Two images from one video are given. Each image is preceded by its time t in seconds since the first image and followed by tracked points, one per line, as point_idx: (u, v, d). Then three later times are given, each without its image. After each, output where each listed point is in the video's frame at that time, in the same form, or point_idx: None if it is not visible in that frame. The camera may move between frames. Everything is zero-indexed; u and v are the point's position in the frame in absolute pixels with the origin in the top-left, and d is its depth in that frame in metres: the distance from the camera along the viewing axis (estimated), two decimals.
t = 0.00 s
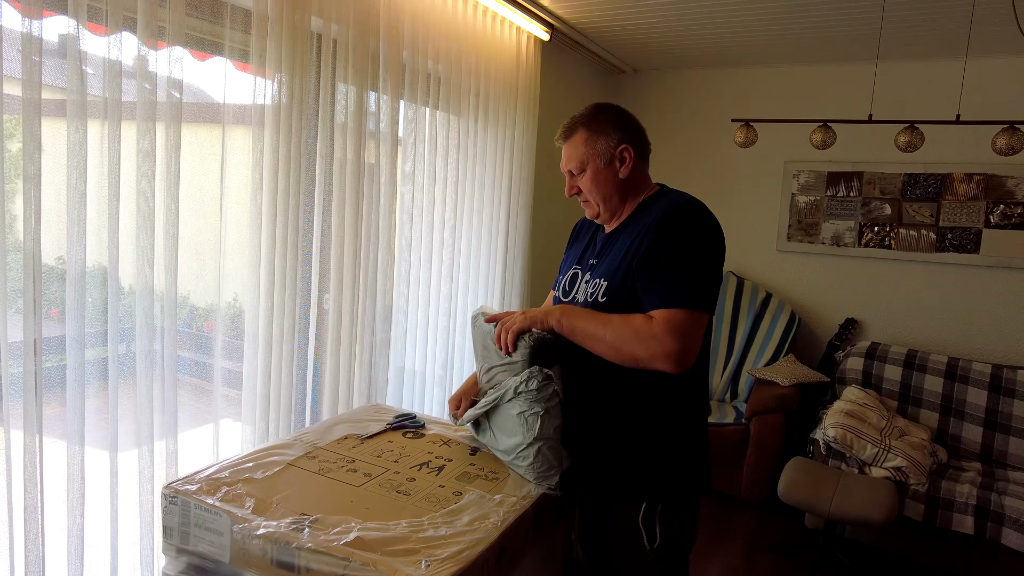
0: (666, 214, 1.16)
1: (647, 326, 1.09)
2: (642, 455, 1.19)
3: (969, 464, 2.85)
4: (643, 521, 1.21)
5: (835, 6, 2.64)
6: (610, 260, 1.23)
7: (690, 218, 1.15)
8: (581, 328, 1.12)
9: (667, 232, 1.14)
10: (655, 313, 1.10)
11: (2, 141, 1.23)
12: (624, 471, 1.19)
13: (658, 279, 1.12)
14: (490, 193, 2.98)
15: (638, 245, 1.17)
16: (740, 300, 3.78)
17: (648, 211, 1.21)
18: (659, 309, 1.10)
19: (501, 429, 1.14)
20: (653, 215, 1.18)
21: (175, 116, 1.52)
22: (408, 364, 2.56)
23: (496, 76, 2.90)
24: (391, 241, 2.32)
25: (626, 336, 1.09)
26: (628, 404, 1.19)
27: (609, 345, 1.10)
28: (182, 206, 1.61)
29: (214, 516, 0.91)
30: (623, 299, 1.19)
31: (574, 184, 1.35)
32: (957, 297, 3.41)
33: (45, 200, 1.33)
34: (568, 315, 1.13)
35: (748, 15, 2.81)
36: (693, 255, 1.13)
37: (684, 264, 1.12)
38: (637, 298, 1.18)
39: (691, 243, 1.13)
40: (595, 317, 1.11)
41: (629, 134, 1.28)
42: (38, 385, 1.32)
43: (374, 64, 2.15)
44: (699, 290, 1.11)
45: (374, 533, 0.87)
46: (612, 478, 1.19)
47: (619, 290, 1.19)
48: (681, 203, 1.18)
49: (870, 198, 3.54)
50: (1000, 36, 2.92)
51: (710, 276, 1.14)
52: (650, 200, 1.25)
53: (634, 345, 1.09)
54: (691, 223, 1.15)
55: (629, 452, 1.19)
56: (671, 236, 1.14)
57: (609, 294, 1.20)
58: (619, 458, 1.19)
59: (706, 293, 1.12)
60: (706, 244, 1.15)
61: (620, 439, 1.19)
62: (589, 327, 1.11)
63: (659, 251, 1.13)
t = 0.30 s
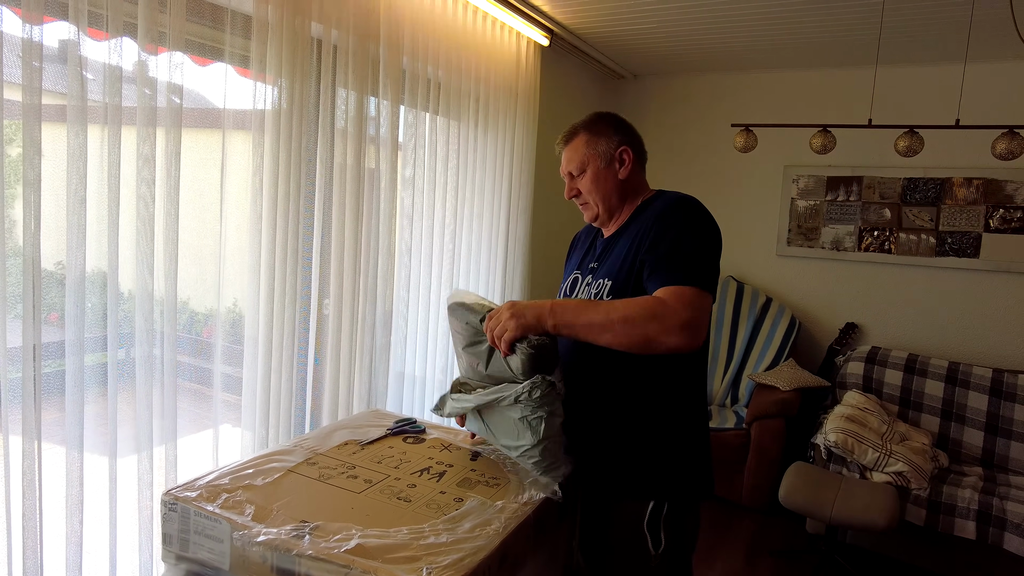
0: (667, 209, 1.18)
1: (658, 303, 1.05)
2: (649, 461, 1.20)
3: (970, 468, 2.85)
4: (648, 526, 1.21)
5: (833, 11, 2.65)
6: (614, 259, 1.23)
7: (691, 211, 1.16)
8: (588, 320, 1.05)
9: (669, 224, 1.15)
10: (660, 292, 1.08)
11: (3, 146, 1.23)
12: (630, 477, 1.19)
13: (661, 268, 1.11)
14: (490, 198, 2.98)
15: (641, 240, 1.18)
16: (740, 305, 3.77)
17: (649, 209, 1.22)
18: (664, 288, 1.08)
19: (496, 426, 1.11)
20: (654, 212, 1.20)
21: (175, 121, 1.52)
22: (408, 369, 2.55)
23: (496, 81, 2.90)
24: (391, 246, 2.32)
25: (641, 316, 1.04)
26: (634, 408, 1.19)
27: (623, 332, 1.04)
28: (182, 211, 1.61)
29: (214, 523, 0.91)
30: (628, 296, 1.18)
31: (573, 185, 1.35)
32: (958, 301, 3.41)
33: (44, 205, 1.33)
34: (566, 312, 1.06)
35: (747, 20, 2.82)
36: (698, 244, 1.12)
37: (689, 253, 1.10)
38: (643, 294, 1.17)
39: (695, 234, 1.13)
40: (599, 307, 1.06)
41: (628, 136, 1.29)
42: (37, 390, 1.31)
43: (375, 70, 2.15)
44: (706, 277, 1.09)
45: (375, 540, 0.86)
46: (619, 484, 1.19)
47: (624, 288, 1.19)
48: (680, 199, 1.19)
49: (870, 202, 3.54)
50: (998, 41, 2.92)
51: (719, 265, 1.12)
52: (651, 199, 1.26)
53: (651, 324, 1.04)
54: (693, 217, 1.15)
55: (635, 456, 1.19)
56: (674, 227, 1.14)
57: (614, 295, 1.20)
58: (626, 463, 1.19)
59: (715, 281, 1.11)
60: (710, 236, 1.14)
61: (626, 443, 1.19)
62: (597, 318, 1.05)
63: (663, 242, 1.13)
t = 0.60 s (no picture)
0: (672, 212, 1.17)
1: (689, 314, 1.04)
2: (650, 465, 1.19)
3: (971, 472, 2.84)
4: (650, 531, 1.20)
5: (832, 14, 2.65)
6: (617, 262, 1.23)
7: (695, 215, 1.15)
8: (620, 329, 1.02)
9: (675, 228, 1.14)
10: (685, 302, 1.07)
11: (3, 150, 1.24)
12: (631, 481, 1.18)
13: (670, 274, 1.11)
14: (490, 201, 2.98)
15: (646, 244, 1.18)
16: (739, 308, 3.77)
17: (653, 212, 1.22)
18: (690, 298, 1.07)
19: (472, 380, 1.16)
20: (658, 215, 1.20)
21: (175, 125, 1.52)
22: (408, 373, 2.55)
23: (495, 85, 2.91)
24: (391, 250, 2.32)
25: (673, 328, 1.02)
26: (638, 412, 1.19)
27: (657, 345, 1.02)
28: (183, 215, 1.61)
29: (214, 527, 0.90)
30: (632, 300, 1.18)
31: (575, 184, 1.35)
32: (958, 304, 3.41)
33: (44, 211, 1.33)
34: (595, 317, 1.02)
35: (747, 24, 2.83)
36: (704, 248, 1.11)
37: (695, 257, 1.10)
38: (647, 298, 1.17)
39: (700, 238, 1.12)
40: (632, 316, 1.02)
41: (632, 138, 1.31)
42: (36, 395, 1.31)
43: (374, 74, 2.16)
44: (711, 282, 1.08)
45: (376, 544, 0.86)
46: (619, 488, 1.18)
47: (627, 291, 1.19)
48: (684, 202, 1.19)
49: (869, 205, 3.55)
50: (997, 44, 2.93)
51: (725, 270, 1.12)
52: (653, 200, 1.26)
53: (684, 336, 1.03)
54: (698, 220, 1.14)
55: (636, 460, 1.18)
56: (679, 231, 1.13)
57: (615, 297, 1.20)
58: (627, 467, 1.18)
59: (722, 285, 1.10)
60: (715, 239, 1.13)
61: (628, 447, 1.18)
62: (631, 327, 1.02)
63: (670, 246, 1.13)
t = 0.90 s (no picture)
0: (682, 221, 1.18)
1: (702, 346, 1.09)
2: (653, 468, 1.19)
3: (971, 475, 2.84)
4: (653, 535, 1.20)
5: (830, 18, 2.66)
6: (625, 268, 1.23)
7: (705, 227, 1.16)
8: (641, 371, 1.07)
9: (685, 238, 1.15)
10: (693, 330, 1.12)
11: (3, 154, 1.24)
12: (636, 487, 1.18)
13: (679, 288, 1.13)
14: (490, 205, 2.99)
15: (656, 253, 1.18)
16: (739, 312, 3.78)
17: (662, 219, 1.22)
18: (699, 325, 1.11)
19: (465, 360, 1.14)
20: (668, 223, 1.20)
21: (176, 130, 1.53)
22: (408, 377, 2.55)
23: (495, 90, 2.91)
24: (391, 254, 2.33)
25: (688, 361, 1.08)
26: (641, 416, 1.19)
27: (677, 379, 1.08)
28: (183, 220, 1.62)
29: (215, 532, 0.91)
30: (640, 309, 1.19)
31: (583, 185, 1.35)
32: (958, 307, 3.41)
33: (46, 216, 1.33)
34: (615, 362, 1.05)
35: (745, 28, 2.84)
36: (708, 264, 1.14)
37: (701, 274, 1.13)
38: (655, 308, 1.18)
39: (707, 254, 1.14)
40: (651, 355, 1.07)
41: (643, 141, 1.31)
42: (37, 400, 1.31)
43: (374, 79, 2.16)
44: (714, 300, 1.12)
45: (377, 549, 0.86)
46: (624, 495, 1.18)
47: (635, 299, 1.19)
48: (693, 210, 1.20)
49: (868, 209, 3.55)
50: (995, 48, 2.94)
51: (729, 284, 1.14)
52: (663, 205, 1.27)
53: (699, 367, 1.08)
54: (706, 231, 1.16)
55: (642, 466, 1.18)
56: (690, 245, 1.15)
57: (623, 304, 1.20)
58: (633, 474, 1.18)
59: (724, 301, 1.12)
60: (720, 254, 1.15)
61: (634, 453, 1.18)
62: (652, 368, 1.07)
63: (681, 260, 1.14)
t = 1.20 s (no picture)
0: (692, 235, 1.19)
1: (720, 374, 1.12)
2: (653, 474, 1.19)
3: (971, 478, 2.84)
4: (654, 539, 1.21)
5: (828, 22, 2.67)
6: (630, 277, 1.23)
7: (712, 241, 1.18)
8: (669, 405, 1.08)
9: (694, 254, 1.17)
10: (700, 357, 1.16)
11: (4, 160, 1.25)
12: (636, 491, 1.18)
13: (689, 307, 1.15)
14: (490, 209, 3.00)
15: (664, 266, 1.19)
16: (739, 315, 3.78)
17: (668, 230, 1.23)
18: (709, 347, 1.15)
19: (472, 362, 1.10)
20: (675, 234, 1.21)
21: (177, 135, 1.53)
22: (408, 381, 2.55)
23: (495, 94, 2.92)
24: (391, 258, 2.33)
25: (709, 393, 1.10)
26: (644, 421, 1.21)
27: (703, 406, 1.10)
28: (183, 224, 1.62)
29: (216, 537, 0.91)
30: (645, 320, 1.19)
31: (588, 192, 1.34)
32: (957, 310, 3.41)
33: (47, 221, 1.34)
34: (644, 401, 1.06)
35: (744, 32, 2.84)
36: (716, 283, 1.16)
37: (710, 293, 1.16)
38: (661, 321, 1.19)
39: (715, 274, 1.16)
40: (677, 396, 1.08)
41: (648, 145, 1.32)
42: (38, 404, 1.32)
43: (375, 83, 2.17)
44: (721, 320, 1.15)
45: (378, 553, 0.87)
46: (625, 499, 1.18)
47: (640, 310, 1.19)
48: (701, 223, 1.21)
49: (867, 212, 3.56)
50: (993, 51, 2.95)
51: (737, 303, 1.18)
52: (670, 211, 1.28)
53: (717, 397, 1.12)
54: (713, 246, 1.18)
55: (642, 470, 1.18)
56: (698, 261, 1.16)
57: (628, 315, 1.20)
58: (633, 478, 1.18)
59: (732, 321, 1.16)
60: (727, 271, 1.18)
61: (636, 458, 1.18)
62: (681, 401, 1.09)
63: (690, 277, 1.16)
